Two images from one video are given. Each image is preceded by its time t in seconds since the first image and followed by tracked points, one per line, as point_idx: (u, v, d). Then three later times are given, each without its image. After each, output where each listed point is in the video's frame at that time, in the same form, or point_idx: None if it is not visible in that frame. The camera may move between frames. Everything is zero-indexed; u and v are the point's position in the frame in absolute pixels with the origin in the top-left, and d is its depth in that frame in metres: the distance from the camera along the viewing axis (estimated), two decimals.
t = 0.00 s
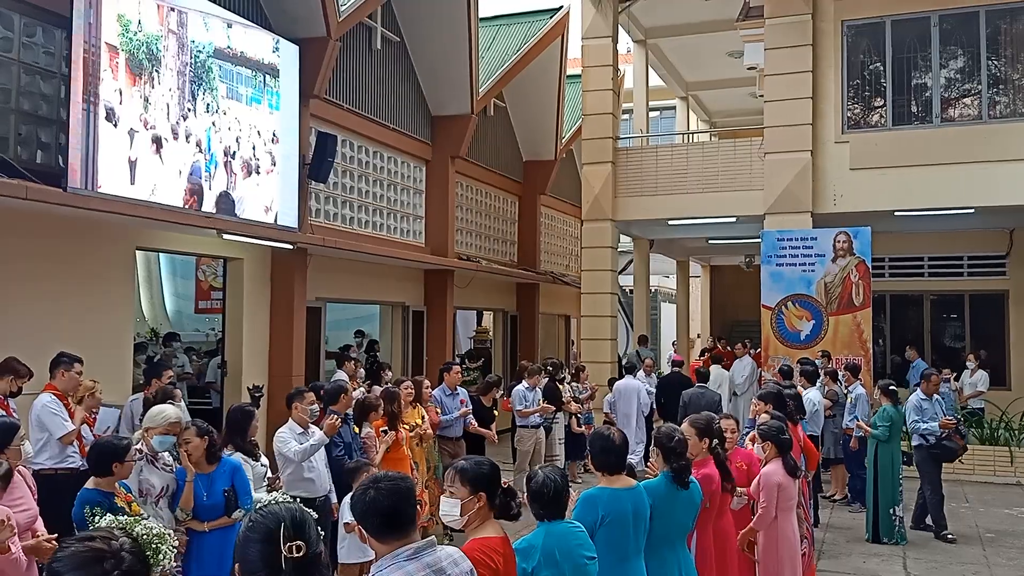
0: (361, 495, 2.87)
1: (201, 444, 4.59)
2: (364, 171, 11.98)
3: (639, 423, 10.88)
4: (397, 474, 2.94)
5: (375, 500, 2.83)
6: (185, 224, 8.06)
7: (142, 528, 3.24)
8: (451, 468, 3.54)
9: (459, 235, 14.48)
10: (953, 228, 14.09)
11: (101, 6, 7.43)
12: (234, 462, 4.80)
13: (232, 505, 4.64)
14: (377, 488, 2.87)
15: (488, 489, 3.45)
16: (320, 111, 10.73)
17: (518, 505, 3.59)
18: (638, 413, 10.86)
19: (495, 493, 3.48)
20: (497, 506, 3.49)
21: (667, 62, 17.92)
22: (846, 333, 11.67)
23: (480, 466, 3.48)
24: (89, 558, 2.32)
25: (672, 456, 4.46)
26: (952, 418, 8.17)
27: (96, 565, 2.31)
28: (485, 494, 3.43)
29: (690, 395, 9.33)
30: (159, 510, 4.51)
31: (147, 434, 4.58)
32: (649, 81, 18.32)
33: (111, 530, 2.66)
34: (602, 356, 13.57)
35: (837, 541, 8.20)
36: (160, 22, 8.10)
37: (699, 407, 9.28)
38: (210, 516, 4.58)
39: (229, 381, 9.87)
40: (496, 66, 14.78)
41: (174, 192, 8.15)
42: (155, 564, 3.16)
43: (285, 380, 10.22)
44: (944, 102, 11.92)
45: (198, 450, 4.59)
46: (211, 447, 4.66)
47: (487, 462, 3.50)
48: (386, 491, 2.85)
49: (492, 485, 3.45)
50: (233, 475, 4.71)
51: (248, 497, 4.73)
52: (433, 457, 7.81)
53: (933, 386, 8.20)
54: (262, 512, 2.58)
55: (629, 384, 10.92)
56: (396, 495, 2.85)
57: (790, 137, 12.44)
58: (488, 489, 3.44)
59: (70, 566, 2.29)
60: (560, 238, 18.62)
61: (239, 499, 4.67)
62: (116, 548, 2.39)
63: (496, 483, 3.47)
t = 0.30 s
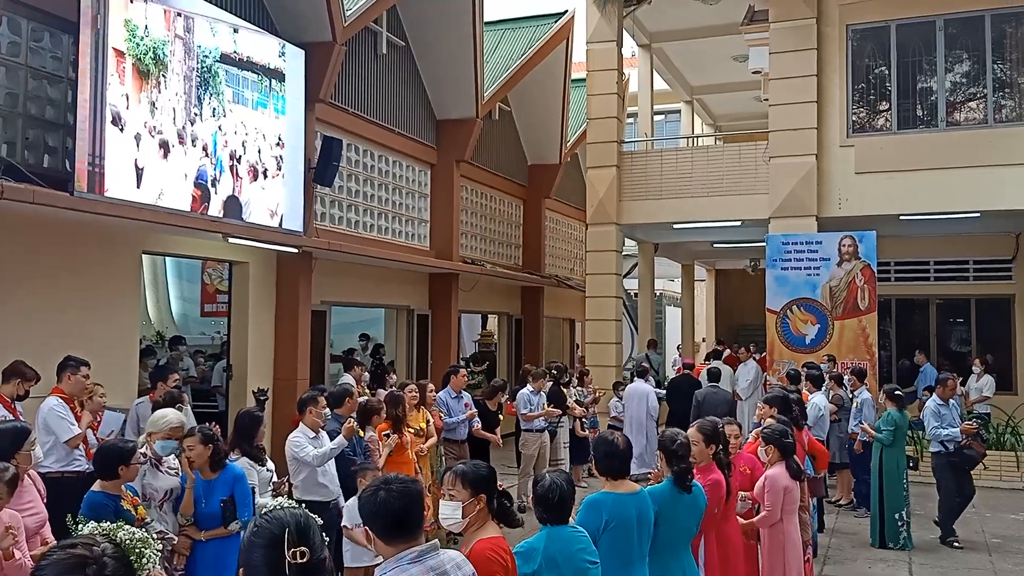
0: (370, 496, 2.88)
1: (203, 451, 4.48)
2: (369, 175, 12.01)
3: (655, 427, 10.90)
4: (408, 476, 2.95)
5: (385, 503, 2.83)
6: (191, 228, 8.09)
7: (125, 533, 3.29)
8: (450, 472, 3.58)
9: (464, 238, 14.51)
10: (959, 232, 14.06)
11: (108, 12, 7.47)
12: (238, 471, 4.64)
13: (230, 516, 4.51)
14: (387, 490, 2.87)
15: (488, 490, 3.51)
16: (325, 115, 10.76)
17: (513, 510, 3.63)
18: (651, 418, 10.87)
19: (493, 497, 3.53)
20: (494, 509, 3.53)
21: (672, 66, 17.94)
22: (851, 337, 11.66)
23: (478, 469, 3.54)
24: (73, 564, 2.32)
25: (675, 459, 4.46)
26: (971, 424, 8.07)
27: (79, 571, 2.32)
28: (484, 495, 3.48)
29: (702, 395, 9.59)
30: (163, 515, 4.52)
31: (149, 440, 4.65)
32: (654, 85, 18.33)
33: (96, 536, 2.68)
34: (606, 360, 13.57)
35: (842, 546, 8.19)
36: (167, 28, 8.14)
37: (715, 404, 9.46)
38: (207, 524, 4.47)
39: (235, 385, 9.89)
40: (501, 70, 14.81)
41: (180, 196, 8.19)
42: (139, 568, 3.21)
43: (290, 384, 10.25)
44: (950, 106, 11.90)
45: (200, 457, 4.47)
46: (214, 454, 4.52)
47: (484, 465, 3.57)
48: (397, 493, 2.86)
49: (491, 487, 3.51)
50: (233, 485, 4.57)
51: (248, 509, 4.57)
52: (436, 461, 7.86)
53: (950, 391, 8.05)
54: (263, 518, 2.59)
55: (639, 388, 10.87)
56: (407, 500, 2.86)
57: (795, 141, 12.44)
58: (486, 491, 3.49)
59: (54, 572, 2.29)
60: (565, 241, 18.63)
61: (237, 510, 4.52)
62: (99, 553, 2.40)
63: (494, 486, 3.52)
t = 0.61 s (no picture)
0: (386, 495, 2.87)
1: (200, 461, 4.37)
2: (376, 178, 12.04)
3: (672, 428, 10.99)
4: (428, 478, 2.95)
5: (402, 503, 2.83)
6: (199, 231, 8.11)
7: (126, 534, 3.34)
8: (450, 475, 3.60)
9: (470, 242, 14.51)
10: (967, 235, 14.01)
11: (117, 16, 7.51)
12: (238, 483, 4.49)
13: (224, 527, 4.42)
14: (406, 491, 2.86)
15: (488, 491, 3.54)
16: (332, 118, 10.78)
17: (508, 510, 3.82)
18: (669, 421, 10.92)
19: (493, 498, 3.56)
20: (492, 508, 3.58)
21: (678, 69, 17.94)
22: (859, 341, 11.60)
23: (478, 470, 3.57)
24: (74, 564, 2.33)
25: (683, 461, 4.48)
26: (995, 430, 7.86)
27: (79, 570, 2.33)
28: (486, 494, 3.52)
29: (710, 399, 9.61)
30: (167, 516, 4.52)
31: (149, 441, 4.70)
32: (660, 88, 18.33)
33: (96, 537, 2.68)
34: (613, 363, 13.56)
35: (850, 550, 8.16)
36: (175, 31, 8.17)
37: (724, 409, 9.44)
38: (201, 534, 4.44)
39: (242, 388, 9.92)
40: (508, 74, 14.84)
41: (189, 199, 8.22)
42: (140, 568, 3.25)
43: (297, 386, 10.27)
44: (958, 109, 11.86)
45: (198, 468, 4.38)
46: (212, 466, 4.40)
47: (483, 467, 3.61)
48: (419, 493, 2.86)
49: (490, 488, 3.54)
50: (228, 498, 4.43)
51: (243, 522, 4.46)
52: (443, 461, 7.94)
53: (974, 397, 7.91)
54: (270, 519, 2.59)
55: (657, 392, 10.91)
56: (424, 504, 2.86)
57: (802, 144, 12.42)
58: (487, 492, 3.53)
59: (57, 571, 2.30)
60: (571, 245, 18.62)
61: (231, 523, 4.42)
62: (99, 554, 2.41)
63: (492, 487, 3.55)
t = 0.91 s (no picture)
0: (404, 495, 2.86)
1: (198, 472, 4.40)
2: (383, 182, 12.07)
3: (692, 434, 11.19)
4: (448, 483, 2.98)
5: (419, 506, 2.83)
6: (206, 234, 8.15)
7: (140, 536, 3.33)
8: (452, 480, 3.62)
9: (476, 245, 14.53)
10: (974, 240, 13.97)
11: (126, 20, 7.56)
12: (237, 493, 4.48)
13: (224, 537, 4.43)
14: (425, 494, 2.87)
15: (490, 495, 3.55)
16: (339, 122, 10.81)
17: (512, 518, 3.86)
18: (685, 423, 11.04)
19: (495, 501, 3.56)
20: (495, 511, 3.58)
21: (685, 73, 17.96)
22: (866, 345, 11.59)
23: (479, 475, 3.59)
24: (86, 565, 2.35)
25: (693, 464, 4.48)
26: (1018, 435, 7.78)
27: (92, 571, 2.35)
28: (489, 497, 3.53)
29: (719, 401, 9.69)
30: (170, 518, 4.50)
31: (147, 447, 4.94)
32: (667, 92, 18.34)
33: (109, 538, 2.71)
34: (619, 367, 13.56)
35: (856, 555, 8.15)
36: (184, 35, 8.22)
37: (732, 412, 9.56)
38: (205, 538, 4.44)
39: (249, 391, 9.95)
40: (514, 77, 14.86)
41: (197, 202, 8.26)
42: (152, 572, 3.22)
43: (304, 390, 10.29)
44: (966, 113, 11.84)
45: (197, 477, 4.41)
46: (211, 477, 4.42)
47: (485, 470, 3.63)
48: (438, 495, 2.89)
49: (493, 491, 3.55)
50: (228, 508, 4.43)
51: (243, 533, 4.46)
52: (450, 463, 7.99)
53: (997, 402, 7.86)
54: (276, 522, 2.60)
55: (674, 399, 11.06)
56: (439, 507, 2.87)
57: (808, 148, 12.41)
58: (489, 495, 3.54)
59: (69, 572, 2.32)
60: (578, 248, 18.62)
61: (231, 534, 4.43)
62: (112, 555, 2.43)
63: (494, 491, 3.57)
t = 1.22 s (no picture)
0: (426, 492, 2.90)
1: (196, 476, 4.41)
2: (389, 183, 12.09)
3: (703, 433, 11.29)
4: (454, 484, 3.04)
5: (427, 502, 2.86)
6: (213, 234, 8.16)
7: (156, 533, 3.37)
8: (457, 480, 3.61)
9: (482, 246, 14.54)
10: (981, 243, 13.92)
11: (134, 21, 7.59)
12: (237, 496, 4.48)
13: (224, 540, 4.43)
14: (433, 492, 2.90)
15: (495, 495, 3.55)
16: (345, 123, 10.82)
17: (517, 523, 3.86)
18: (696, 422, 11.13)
19: (500, 502, 3.58)
20: (499, 512, 3.59)
21: (691, 76, 17.95)
22: (872, 349, 11.56)
23: (483, 475, 3.57)
24: (101, 559, 2.35)
25: (709, 467, 4.53)
26: None
27: (108, 565, 2.35)
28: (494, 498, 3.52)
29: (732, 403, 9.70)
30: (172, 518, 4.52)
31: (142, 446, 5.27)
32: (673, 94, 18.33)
33: (122, 533, 2.72)
34: (624, 369, 13.54)
35: (862, 559, 8.12)
36: (191, 36, 8.24)
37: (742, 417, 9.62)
38: (206, 540, 4.43)
39: (254, 391, 9.96)
40: (520, 79, 14.87)
41: (203, 202, 8.27)
42: (166, 569, 3.27)
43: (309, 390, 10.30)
44: (973, 116, 11.81)
45: (195, 481, 4.42)
46: (209, 480, 4.43)
47: (489, 471, 3.61)
48: (445, 496, 2.92)
49: (498, 492, 3.56)
50: (228, 511, 4.44)
51: (242, 537, 4.45)
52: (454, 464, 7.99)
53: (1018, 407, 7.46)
54: (279, 519, 2.61)
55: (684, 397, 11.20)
56: (445, 505, 2.90)
57: (815, 150, 12.39)
58: (495, 496, 3.55)
59: (83, 566, 2.32)
60: (583, 250, 18.60)
61: (231, 538, 4.43)
62: (128, 551, 2.43)
63: (497, 492, 3.56)
